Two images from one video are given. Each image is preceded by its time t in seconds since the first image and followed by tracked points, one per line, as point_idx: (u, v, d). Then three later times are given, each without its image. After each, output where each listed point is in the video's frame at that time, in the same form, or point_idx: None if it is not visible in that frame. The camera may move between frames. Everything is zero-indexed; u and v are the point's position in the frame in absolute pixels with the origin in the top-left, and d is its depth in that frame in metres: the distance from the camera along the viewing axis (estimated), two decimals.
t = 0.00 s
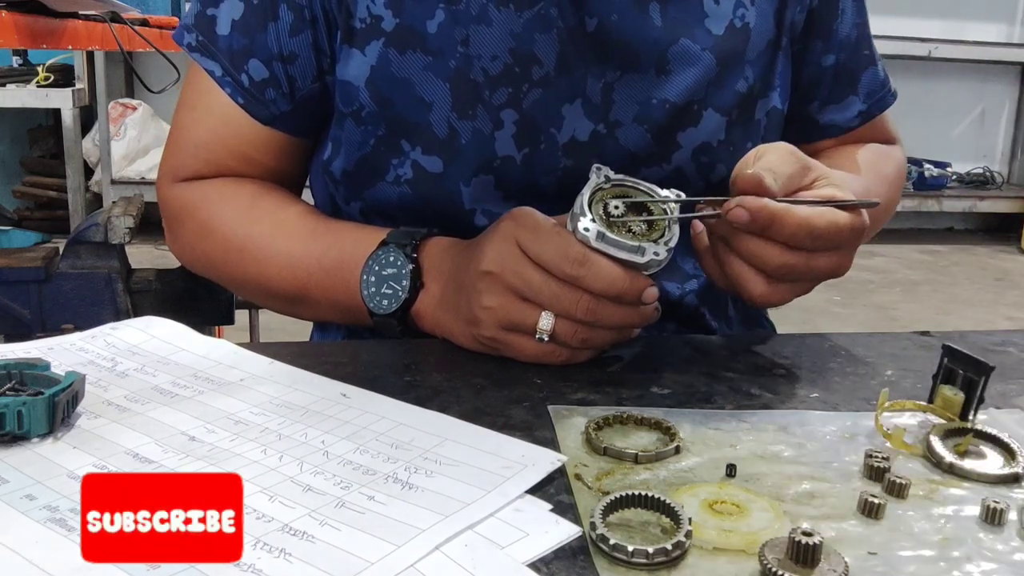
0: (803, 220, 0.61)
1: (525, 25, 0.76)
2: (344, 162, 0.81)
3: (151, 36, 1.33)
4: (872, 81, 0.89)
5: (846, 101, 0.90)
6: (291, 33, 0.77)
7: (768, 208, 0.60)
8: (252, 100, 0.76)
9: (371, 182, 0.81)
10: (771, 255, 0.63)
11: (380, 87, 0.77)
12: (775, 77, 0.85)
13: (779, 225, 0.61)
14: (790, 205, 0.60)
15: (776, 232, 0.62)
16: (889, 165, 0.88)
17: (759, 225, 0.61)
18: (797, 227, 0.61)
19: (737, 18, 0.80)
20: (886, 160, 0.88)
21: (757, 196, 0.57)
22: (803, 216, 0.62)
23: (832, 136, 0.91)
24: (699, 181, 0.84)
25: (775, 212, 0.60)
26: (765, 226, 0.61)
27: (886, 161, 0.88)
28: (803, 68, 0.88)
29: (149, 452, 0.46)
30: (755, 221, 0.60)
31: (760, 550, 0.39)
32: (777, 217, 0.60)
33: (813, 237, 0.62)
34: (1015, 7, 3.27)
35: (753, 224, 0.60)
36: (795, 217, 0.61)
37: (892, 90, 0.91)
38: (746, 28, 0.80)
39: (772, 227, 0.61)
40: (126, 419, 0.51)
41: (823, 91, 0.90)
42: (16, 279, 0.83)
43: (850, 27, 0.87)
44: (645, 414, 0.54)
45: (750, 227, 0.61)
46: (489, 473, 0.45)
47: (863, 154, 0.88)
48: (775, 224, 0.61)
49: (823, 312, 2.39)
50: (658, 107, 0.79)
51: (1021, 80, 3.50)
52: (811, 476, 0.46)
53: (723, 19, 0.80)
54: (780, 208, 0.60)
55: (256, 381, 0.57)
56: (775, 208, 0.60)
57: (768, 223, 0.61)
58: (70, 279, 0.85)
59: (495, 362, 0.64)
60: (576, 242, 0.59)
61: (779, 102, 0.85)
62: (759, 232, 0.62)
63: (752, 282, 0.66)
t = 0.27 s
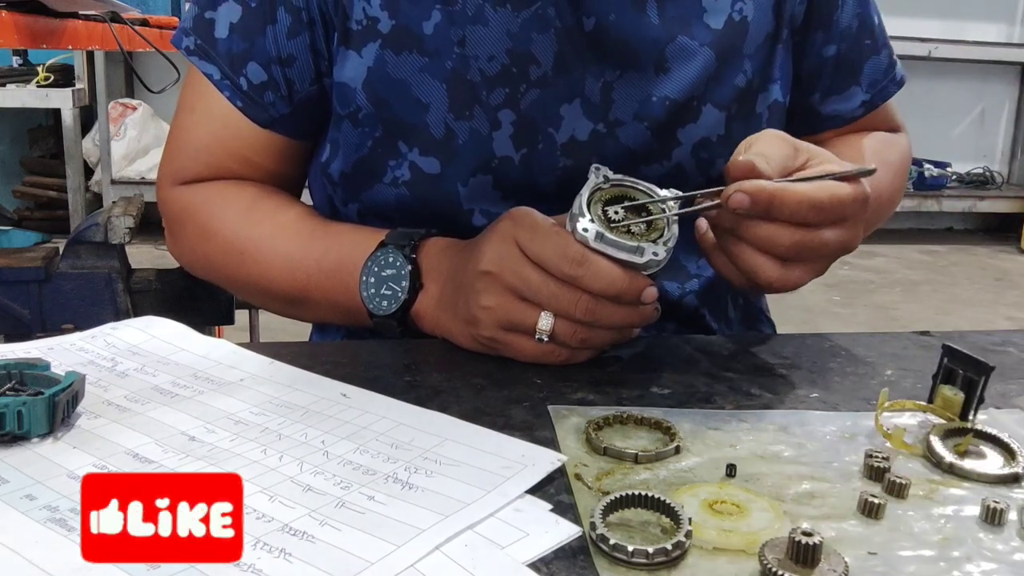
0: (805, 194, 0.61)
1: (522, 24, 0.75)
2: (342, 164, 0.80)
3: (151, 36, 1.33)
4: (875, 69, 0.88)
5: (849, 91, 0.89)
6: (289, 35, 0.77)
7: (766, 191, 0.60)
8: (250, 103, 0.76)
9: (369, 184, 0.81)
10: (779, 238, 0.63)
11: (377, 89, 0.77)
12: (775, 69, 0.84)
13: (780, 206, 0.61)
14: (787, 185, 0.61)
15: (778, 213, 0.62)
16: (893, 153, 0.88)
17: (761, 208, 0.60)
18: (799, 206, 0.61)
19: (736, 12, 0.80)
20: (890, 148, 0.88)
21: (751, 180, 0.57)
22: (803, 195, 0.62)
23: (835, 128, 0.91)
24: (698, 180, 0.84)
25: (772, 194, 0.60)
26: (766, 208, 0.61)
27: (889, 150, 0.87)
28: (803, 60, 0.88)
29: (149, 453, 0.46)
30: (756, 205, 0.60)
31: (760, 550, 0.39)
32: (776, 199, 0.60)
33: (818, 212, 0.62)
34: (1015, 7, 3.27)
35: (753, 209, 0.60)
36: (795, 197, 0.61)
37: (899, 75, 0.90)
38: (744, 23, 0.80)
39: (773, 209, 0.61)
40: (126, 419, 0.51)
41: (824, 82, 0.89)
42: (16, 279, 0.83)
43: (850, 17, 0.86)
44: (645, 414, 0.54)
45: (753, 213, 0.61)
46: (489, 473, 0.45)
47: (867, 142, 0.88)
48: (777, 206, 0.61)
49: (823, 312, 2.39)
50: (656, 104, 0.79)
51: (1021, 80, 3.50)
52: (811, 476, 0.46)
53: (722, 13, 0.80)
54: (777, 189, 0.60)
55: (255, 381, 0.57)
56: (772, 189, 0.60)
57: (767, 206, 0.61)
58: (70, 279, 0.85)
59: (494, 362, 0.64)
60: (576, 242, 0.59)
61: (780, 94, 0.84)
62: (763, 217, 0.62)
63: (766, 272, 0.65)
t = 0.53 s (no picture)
0: (806, 176, 0.61)
1: (522, 23, 0.75)
2: (342, 164, 0.80)
3: (151, 36, 1.33)
4: (875, 65, 0.88)
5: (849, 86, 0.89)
6: (286, 36, 0.77)
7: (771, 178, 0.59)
8: (249, 104, 0.76)
9: (368, 184, 0.81)
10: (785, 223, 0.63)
11: (376, 89, 0.77)
12: (776, 66, 0.84)
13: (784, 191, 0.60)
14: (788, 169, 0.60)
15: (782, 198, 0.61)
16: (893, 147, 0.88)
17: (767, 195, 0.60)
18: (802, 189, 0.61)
19: (736, 8, 0.80)
20: (891, 143, 0.88)
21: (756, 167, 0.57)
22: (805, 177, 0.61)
23: (835, 123, 0.91)
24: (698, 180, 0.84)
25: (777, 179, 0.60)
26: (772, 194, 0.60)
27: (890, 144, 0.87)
28: (803, 55, 0.88)
29: (149, 453, 0.46)
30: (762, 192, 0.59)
31: (761, 550, 0.39)
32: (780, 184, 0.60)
33: (821, 192, 0.62)
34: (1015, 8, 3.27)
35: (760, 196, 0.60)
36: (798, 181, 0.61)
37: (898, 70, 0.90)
38: (744, 18, 0.80)
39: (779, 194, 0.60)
40: (126, 419, 0.51)
41: (824, 77, 0.89)
42: (16, 279, 0.83)
43: (850, 12, 0.86)
44: (645, 414, 0.54)
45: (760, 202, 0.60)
46: (489, 473, 0.45)
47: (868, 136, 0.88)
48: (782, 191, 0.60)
49: (823, 312, 2.38)
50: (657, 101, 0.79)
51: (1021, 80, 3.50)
52: (811, 476, 0.46)
53: (722, 10, 0.80)
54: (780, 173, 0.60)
55: (255, 381, 0.57)
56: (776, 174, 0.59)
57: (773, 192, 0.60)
58: (70, 279, 0.85)
59: (494, 362, 0.64)
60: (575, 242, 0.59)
61: (781, 91, 0.84)
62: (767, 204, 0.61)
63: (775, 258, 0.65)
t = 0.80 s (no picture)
0: (803, 169, 0.61)
1: (523, 21, 0.75)
2: (343, 163, 0.80)
3: (151, 36, 1.33)
4: (876, 62, 0.88)
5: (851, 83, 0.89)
6: (286, 36, 0.77)
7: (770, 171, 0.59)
8: (249, 104, 0.76)
9: (370, 183, 0.81)
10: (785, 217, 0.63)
11: (377, 88, 0.77)
12: (777, 63, 0.84)
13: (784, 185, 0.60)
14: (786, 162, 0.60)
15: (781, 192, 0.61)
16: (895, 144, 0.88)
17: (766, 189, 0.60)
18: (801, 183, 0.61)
19: (737, 5, 0.80)
20: (893, 141, 0.88)
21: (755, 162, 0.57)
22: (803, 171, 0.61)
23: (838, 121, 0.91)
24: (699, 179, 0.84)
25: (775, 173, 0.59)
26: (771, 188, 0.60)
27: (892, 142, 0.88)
28: (804, 53, 0.88)
29: (149, 452, 0.46)
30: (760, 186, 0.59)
31: (760, 550, 0.39)
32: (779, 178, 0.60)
33: (820, 185, 0.62)
34: (1015, 7, 3.27)
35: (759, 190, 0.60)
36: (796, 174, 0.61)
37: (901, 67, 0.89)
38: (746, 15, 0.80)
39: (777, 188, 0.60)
40: (126, 418, 0.51)
41: (826, 75, 0.89)
42: (16, 278, 0.83)
43: (851, 10, 0.86)
44: (645, 414, 0.54)
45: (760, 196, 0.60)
46: (489, 473, 0.45)
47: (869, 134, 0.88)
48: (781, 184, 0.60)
49: (823, 312, 2.38)
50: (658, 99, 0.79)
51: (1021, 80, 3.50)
52: (811, 476, 0.46)
53: (723, 7, 0.80)
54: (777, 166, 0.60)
55: (255, 381, 0.57)
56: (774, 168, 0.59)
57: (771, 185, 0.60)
58: (70, 279, 0.85)
59: (494, 362, 0.64)
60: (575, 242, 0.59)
61: (783, 88, 0.84)
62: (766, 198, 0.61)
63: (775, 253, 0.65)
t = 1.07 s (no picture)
0: (803, 161, 0.61)
1: (522, 20, 0.75)
2: (343, 163, 0.80)
3: (151, 35, 1.33)
4: (877, 59, 0.88)
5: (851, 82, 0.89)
6: (286, 36, 0.77)
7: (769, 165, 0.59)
8: (249, 105, 0.76)
9: (370, 183, 0.81)
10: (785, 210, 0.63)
11: (377, 88, 0.77)
12: (777, 61, 0.84)
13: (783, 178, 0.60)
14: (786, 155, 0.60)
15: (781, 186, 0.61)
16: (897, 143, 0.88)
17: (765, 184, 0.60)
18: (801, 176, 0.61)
19: (737, 3, 0.80)
20: (895, 139, 0.88)
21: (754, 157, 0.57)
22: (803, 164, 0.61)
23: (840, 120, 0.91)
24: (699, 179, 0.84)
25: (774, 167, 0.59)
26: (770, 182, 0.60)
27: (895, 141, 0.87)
28: (805, 51, 0.88)
29: (149, 452, 0.46)
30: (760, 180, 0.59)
31: (760, 550, 0.39)
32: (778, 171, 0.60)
33: (820, 177, 0.62)
34: (1015, 7, 3.27)
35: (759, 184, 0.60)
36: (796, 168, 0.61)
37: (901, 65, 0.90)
38: (746, 13, 0.80)
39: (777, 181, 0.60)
40: (126, 418, 0.51)
41: (826, 73, 0.89)
42: (16, 279, 0.83)
43: (851, 8, 0.86)
44: (645, 414, 0.54)
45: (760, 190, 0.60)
46: (489, 473, 0.45)
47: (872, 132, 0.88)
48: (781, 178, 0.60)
49: (823, 312, 2.38)
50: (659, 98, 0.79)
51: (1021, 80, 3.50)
52: (811, 476, 0.46)
53: (723, 5, 0.80)
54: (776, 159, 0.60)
55: (255, 380, 0.57)
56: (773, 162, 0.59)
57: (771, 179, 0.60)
58: (70, 279, 0.85)
59: (495, 361, 0.64)
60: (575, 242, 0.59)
61: (784, 85, 0.84)
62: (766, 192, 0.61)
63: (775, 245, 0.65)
